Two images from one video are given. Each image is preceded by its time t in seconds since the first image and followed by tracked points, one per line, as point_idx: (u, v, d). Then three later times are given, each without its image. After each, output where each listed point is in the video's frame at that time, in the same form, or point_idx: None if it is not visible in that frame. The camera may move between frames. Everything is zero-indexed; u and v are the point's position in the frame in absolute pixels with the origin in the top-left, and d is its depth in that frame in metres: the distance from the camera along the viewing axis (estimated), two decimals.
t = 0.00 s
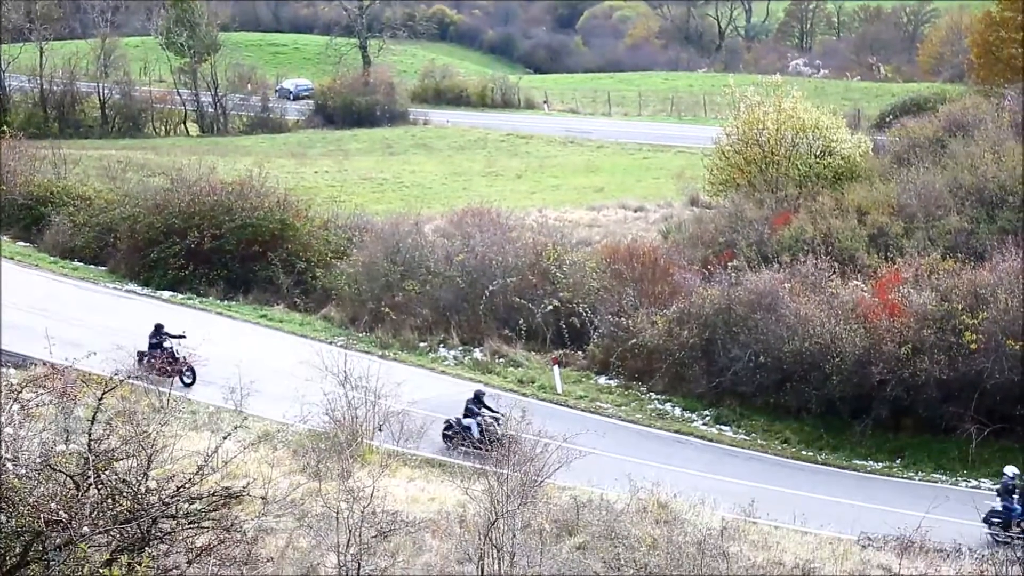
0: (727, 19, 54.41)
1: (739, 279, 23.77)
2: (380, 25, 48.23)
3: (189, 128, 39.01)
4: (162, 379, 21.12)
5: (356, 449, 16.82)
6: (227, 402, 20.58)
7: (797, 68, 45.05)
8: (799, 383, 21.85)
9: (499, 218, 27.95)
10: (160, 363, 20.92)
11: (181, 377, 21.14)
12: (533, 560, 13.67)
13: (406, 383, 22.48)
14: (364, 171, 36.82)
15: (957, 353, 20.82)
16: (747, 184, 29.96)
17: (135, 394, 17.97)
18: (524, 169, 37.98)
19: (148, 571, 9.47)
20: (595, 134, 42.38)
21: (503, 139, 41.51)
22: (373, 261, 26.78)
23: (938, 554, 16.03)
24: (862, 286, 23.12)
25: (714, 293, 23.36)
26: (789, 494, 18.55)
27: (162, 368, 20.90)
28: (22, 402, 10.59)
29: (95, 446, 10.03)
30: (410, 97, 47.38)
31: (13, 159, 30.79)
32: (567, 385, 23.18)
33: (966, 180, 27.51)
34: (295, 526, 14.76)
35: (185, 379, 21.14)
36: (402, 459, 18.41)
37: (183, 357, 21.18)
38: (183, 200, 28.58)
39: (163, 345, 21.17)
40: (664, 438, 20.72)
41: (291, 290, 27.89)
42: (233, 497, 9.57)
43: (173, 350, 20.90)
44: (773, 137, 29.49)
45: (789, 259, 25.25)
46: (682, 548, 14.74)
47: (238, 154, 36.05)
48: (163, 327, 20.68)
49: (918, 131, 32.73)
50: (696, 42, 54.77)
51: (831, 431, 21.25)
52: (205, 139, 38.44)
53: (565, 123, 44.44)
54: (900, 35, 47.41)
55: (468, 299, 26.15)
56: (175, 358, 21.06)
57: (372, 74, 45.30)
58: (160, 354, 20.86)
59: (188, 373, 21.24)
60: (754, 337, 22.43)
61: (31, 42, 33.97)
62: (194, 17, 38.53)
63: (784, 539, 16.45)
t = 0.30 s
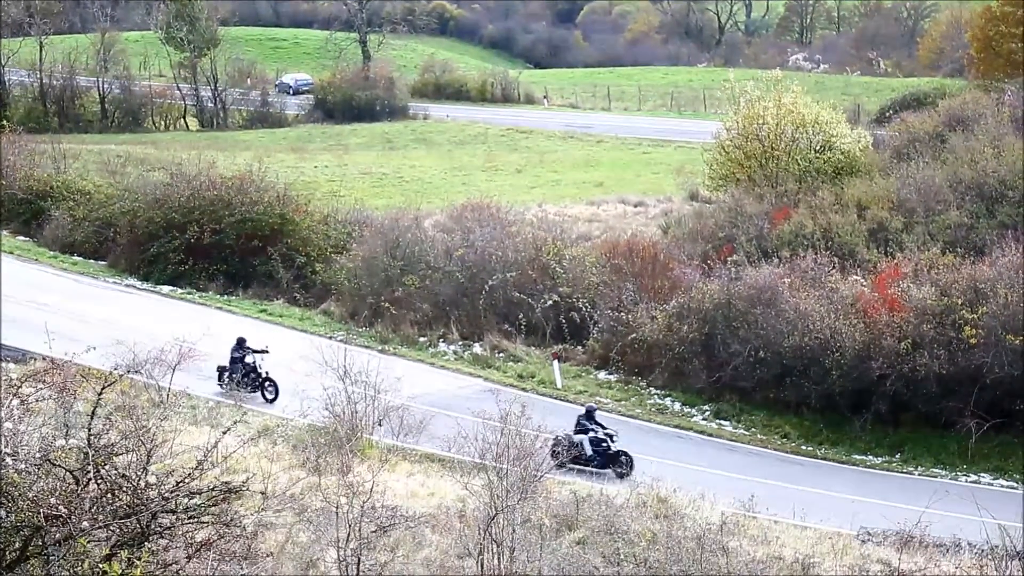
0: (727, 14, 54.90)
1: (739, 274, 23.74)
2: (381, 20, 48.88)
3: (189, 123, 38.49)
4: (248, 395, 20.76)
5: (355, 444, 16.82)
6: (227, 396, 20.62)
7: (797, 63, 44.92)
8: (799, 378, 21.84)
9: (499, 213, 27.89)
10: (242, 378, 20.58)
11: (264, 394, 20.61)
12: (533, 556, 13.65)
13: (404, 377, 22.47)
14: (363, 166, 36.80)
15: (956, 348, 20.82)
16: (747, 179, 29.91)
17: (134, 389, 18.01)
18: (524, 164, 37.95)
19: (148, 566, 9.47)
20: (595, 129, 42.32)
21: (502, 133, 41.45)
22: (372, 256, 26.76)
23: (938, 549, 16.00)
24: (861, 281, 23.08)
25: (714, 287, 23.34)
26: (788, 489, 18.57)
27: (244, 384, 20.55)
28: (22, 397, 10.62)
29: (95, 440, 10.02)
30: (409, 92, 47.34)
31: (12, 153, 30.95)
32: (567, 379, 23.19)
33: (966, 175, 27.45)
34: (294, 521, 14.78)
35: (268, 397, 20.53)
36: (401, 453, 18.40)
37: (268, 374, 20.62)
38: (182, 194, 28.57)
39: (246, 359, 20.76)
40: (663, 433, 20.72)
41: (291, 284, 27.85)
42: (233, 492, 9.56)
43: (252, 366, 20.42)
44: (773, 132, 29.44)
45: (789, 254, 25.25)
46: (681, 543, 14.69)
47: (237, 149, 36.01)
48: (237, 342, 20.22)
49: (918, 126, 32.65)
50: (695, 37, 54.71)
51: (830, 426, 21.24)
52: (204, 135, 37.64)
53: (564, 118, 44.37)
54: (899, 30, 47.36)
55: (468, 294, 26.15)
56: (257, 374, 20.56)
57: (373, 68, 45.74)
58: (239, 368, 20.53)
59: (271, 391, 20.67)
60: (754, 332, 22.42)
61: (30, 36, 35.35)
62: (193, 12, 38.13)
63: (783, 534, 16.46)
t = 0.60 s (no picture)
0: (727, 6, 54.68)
1: (738, 266, 23.73)
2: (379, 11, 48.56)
3: (188, 114, 38.49)
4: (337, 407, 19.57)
5: (355, 436, 16.83)
6: (226, 387, 20.64)
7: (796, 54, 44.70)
8: (799, 369, 21.84)
9: (499, 204, 27.81)
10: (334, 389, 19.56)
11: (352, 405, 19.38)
12: (533, 547, 13.66)
13: (404, 369, 22.47)
14: (362, 157, 36.76)
15: (956, 339, 20.81)
16: (746, 170, 29.86)
17: (133, 380, 18.05)
18: (523, 155, 37.90)
19: (147, 557, 9.47)
20: (594, 120, 42.23)
21: (501, 125, 41.38)
22: (371, 248, 26.72)
23: (937, 540, 16.01)
24: (861, 272, 23.04)
25: (713, 279, 23.32)
26: (788, 479, 18.59)
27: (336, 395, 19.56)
28: (21, 388, 10.64)
29: (94, 432, 10.01)
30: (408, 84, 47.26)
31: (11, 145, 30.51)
32: (566, 371, 23.20)
33: (965, 166, 27.39)
34: (294, 511, 14.82)
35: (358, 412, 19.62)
36: (401, 445, 18.40)
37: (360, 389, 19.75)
38: (181, 185, 28.50)
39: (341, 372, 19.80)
40: (663, 424, 20.73)
41: (290, 276, 27.85)
42: (233, 483, 9.58)
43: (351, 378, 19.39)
44: (773, 123, 29.38)
45: (788, 245, 25.23)
46: (681, 533, 14.71)
47: (236, 140, 35.96)
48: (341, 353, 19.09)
49: (917, 117, 32.57)
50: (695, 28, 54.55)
51: (829, 418, 21.26)
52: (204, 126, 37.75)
53: (564, 109, 44.27)
54: (899, 21, 47.19)
55: (467, 285, 26.14)
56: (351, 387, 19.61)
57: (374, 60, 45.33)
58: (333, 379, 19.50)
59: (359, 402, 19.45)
60: (753, 324, 22.40)
61: (29, 28, 34.58)
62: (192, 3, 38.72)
63: (782, 524, 16.50)
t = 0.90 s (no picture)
0: None
1: (735, 260, 23.73)
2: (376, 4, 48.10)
3: (186, 107, 38.40)
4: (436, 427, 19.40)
5: (353, 430, 16.85)
6: (224, 381, 20.62)
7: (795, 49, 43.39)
8: (796, 362, 21.82)
9: (497, 198, 27.76)
10: (431, 409, 19.25)
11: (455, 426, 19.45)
12: (530, 541, 13.69)
13: (401, 363, 22.47)
14: (360, 151, 36.70)
15: (954, 332, 20.79)
16: (744, 164, 29.82)
17: (130, 374, 18.06)
18: (521, 149, 37.86)
19: (145, 551, 9.45)
20: (592, 114, 42.15)
21: (499, 118, 41.31)
22: (369, 241, 26.67)
23: (935, 533, 16.00)
24: (859, 266, 23.01)
25: (711, 273, 23.31)
26: (785, 474, 18.60)
27: (434, 415, 19.26)
28: (19, 382, 10.64)
29: (92, 426, 9.99)
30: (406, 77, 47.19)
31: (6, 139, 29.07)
32: (563, 365, 23.21)
33: (963, 159, 27.33)
34: (292, 505, 14.84)
35: (460, 428, 19.43)
36: (398, 439, 18.40)
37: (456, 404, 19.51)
38: (179, 178, 28.31)
39: (437, 390, 19.52)
40: (661, 417, 20.74)
41: (288, 269, 27.91)
42: (231, 477, 9.57)
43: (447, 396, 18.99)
44: (771, 117, 29.36)
45: (786, 238, 25.24)
46: (679, 527, 14.72)
47: (234, 134, 35.91)
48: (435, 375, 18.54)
49: (915, 110, 32.51)
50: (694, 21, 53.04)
51: (827, 412, 21.28)
52: (202, 120, 38.00)
53: (562, 102, 44.18)
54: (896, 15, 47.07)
55: (465, 279, 26.12)
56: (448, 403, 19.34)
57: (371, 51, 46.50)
58: (430, 400, 19.16)
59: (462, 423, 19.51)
60: (751, 317, 22.38)
61: (26, 20, 34.34)
62: None
63: (779, 518, 16.52)
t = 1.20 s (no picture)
0: None
1: (731, 248, 23.75)
2: None
3: (181, 97, 38.81)
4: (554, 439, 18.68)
5: (349, 419, 16.90)
6: (220, 371, 20.60)
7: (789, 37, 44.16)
8: (792, 350, 21.85)
9: (492, 187, 27.73)
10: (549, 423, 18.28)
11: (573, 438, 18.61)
12: (527, 529, 13.72)
13: (398, 352, 22.46)
14: (356, 140, 36.64)
15: (949, 320, 20.83)
16: (739, 152, 29.76)
17: (126, 364, 18.09)
18: (516, 138, 37.79)
19: (142, 542, 9.43)
20: (588, 103, 42.07)
21: (495, 107, 41.21)
22: (365, 231, 26.66)
23: (931, 521, 16.02)
24: (855, 254, 23.01)
25: (707, 261, 23.32)
26: (781, 461, 18.62)
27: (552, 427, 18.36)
28: (15, 371, 10.64)
29: (88, 416, 9.98)
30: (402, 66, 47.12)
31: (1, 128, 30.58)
32: (560, 353, 23.20)
33: (959, 147, 27.29)
34: (289, 495, 14.84)
35: (577, 440, 18.60)
36: (395, 428, 18.40)
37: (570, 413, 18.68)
38: (174, 168, 28.48)
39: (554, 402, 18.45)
40: (657, 406, 20.76)
41: (284, 259, 27.72)
42: (227, 467, 9.59)
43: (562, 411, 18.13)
44: (767, 105, 29.34)
45: (782, 227, 25.25)
46: (675, 515, 14.74)
47: (229, 123, 35.92)
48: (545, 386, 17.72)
49: (911, 98, 32.51)
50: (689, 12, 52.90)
51: (823, 399, 21.30)
52: (196, 110, 37.91)
53: (557, 91, 44.07)
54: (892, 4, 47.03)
55: (461, 268, 26.09)
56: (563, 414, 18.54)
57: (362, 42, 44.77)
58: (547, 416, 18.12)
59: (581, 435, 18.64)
60: (748, 305, 22.40)
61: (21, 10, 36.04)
62: None
63: (776, 506, 16.57)
